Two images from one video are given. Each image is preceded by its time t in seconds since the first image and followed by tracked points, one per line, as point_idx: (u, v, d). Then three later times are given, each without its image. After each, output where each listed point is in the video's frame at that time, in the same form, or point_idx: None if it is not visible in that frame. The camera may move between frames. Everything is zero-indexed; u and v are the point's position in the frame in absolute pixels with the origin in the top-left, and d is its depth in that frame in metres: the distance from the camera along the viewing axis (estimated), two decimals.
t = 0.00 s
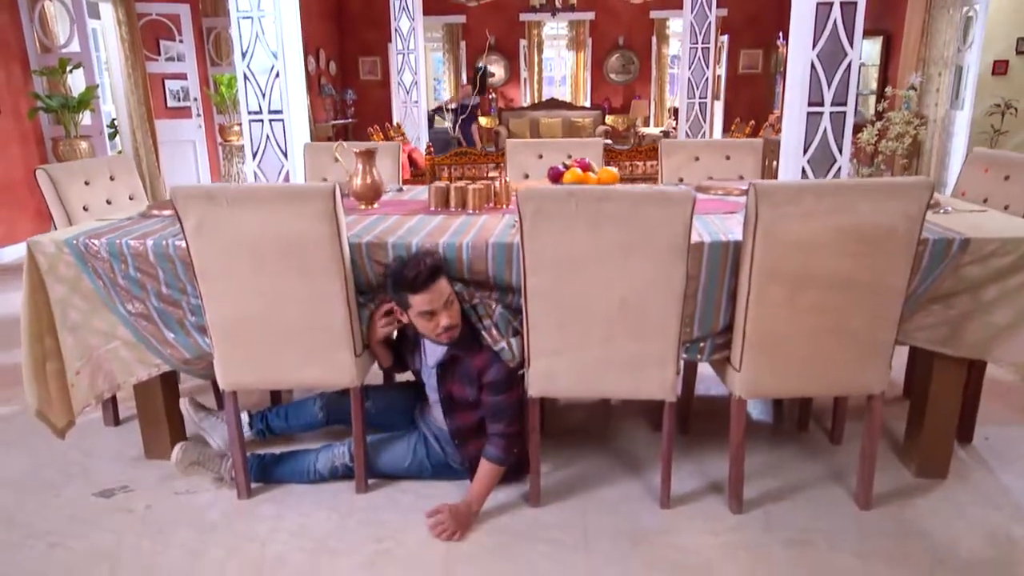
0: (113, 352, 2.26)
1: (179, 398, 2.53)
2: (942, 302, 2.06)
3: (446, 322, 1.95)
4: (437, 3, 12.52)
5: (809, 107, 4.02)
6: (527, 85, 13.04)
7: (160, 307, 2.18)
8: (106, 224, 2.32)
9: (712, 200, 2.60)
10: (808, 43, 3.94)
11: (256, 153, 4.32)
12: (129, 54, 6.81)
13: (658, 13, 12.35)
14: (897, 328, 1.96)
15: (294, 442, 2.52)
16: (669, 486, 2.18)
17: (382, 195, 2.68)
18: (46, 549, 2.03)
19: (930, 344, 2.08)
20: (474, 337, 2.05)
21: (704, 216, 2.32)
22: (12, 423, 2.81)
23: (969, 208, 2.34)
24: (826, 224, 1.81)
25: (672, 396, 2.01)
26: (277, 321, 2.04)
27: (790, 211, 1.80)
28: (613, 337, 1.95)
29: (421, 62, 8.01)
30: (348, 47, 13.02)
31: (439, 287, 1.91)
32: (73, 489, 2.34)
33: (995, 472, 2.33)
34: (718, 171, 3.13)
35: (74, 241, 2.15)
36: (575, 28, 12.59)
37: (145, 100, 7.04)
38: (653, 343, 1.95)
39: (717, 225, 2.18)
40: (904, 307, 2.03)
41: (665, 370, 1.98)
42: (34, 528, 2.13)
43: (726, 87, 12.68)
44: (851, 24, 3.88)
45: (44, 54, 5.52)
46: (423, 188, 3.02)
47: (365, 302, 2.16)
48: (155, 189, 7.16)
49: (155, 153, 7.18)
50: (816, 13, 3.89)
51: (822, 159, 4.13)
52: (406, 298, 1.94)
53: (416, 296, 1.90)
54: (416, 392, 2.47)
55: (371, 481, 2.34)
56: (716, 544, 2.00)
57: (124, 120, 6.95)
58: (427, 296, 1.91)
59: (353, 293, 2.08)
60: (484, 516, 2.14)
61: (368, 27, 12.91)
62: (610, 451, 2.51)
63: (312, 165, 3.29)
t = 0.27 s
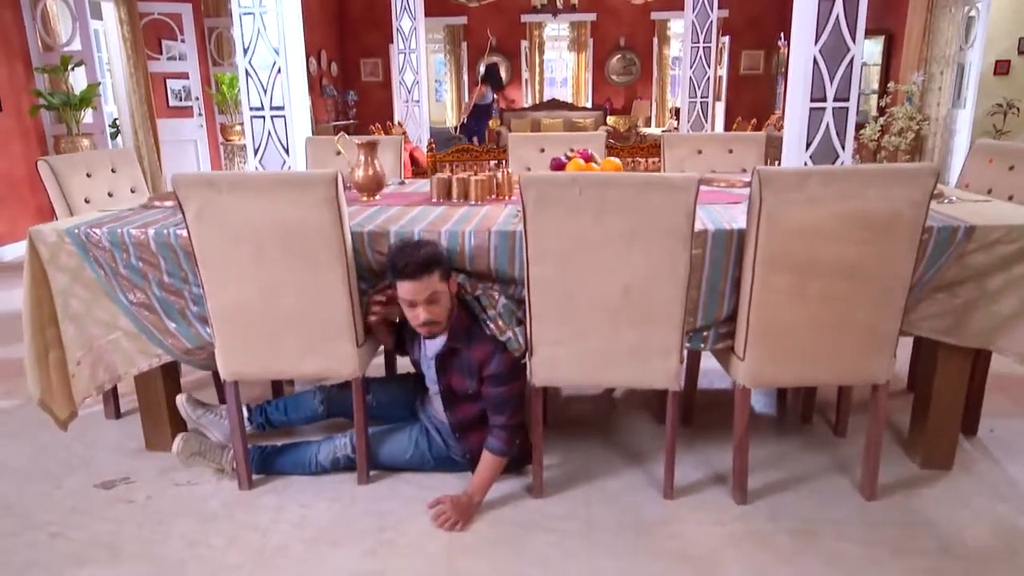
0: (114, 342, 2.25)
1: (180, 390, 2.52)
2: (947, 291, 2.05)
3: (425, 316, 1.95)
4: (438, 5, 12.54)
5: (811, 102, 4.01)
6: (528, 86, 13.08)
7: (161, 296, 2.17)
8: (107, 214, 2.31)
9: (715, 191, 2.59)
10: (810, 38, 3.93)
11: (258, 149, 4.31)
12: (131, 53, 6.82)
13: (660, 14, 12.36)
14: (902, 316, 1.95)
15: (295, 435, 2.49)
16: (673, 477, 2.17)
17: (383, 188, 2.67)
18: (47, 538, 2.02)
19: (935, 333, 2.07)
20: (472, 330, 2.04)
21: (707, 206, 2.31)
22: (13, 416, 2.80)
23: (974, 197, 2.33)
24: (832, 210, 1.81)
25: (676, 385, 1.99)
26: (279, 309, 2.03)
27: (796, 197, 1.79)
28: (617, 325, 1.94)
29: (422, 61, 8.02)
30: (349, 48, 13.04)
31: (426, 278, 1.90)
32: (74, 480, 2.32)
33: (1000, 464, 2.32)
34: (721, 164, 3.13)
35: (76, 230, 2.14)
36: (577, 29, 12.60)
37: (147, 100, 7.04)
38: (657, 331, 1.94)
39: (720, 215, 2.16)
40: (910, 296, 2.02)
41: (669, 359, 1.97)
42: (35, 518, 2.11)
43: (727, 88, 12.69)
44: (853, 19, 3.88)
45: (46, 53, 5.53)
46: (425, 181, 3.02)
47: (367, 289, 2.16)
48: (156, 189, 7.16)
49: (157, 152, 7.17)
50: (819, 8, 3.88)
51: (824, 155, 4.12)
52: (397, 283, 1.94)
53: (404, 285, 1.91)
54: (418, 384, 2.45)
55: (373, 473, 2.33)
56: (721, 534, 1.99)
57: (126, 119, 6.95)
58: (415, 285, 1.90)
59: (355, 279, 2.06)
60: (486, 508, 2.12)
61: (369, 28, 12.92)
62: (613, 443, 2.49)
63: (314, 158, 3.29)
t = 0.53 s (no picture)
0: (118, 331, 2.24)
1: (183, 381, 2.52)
2: (953, 278, 2.04)
3: (414, 298, 1.93)
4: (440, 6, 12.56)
5: (814, 98, 4.00)
6: (531, 87, 13.07)
7: (165, 284, 2.17)
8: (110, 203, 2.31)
9: (719, 181, 2.58)
10: (813, 33, 3.92)
11: (260, 145, 4.32)
12: (134, 51, 6.83)
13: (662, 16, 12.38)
14: (908, 302, 1.94)
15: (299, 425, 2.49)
16: (678, 466, 2.16)
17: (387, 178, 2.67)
18: (49, 526, 2.01)
19: (941, 321, 2.07)
20: (471, 320, 2.04)
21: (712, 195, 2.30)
22: (14, 407, 2.80)
23: (978, 186, 2.33)
24: (837, 194, 1.80)
25: (681, 372, 1.99)
26: (283, 296, 2.03)
27: (801, 181, 1.78)
28: (621, 311, 1.93)
29: (425, 61, 8.03)
30: (351, 49, 13.06)
31: (420, 264, 1.89)
32: (76, 470, 2.32)
33: (1006, 454, 2.31)
34: (725, 156, 3.13)
35: (78, 217, 2.14)
36: (579, 30, 12.61)
37: (150, 98, 7.06)
38: (661, 317, 1.93)
39: (726, 202, 2.15)
40: (915, 283, 2.01)
41: (673, 346, 1.96)
42: (37, 507, 2.11)
43: (729, 89, 12.69)
44: (857, 13, 3.86)
45: (49, 51, 5.55)
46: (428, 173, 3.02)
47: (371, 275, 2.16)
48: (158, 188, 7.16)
49: (159, 150, 7.18)
50: (822, 3, 3.88)
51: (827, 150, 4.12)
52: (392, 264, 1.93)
53: (399, 267, 1.90)
54: (422, 373, 2.44)
55: (376, 463, 2.32)
56: (726, 522, 1.98)
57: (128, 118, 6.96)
58: (410, 268, 1.90)
59: (358, 267, 2.05)
60: (490, 496, 2.12)
61: (371, 29, 12.93)
62: (617, 434, 2.48)
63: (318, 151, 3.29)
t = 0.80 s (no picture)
0: (123, 320, 2.25)
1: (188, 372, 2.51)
2: (961, 267, 2.03)
3: (410, 282, 1.95)
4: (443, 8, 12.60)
5: (818, 94, 3.94)
6: (533, 89, 13.07)
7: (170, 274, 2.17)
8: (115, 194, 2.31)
9: (725, 173, 2.57)
10: (817, 30, 3.85)
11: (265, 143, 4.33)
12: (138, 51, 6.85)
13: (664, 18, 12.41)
14: (916, 290, 1.93)
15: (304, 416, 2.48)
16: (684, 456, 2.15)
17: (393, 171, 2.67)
18: (54, 515, 2.01)
19: (949, 310, 2.06)
20: (467, 306, 2.03)
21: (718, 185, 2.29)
22: (19, 400, 2.80)
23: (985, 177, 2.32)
24: (844, 179, 1.79)
25: (687, 360, 1.98)
26: (288, 284, 2.03)
27: (807, 166, 1.78)
28: (628, 299, 1.93)
29: (428, 61, 8.03)
30: (354, 52, 13.09)
31: (417, 250, 1.90)
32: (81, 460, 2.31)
33: (1015, 445, 2.29)
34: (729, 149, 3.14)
35: (84, 206, 2.14)
36: (581, 33, 12.63)
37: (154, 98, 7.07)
38: (669, 304, 1.92)
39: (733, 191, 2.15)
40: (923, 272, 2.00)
41: (681, 334, 1.95)
42: (42, 496, 2.10)
43: (732, 91, 12.69)
44: (861, 9, 3.80)
45: (54, 50, 5.57)
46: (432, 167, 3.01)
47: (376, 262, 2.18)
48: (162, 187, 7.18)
49: (163, 150, 7.19)
50: None
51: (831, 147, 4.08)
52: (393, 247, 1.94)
53: (397, 252, 1.92)
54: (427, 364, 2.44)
55: (381, 454, 2.31)
56: (734, 511, 1.97)
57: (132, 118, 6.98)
58: (410, 252, 1.91)
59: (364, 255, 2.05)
60: (494, 484, 2.11)
61: (374, 31, 12.96)
62: (622, 426, 2.47)
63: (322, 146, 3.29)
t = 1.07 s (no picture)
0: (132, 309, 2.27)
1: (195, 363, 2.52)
2: (971, 257, 2.02)
3: (401, 270, 1.94)
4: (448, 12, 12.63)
5: (825, 92, 3.94)
6: (538, 93, 13.07)
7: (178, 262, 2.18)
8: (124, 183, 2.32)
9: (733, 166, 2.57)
10: (822, 27, 3.84)
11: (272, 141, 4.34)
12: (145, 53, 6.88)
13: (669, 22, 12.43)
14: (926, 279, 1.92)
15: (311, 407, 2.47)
16: (693, 447, 2.14)
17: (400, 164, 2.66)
18: (61, 504, 2.00)
19: (959, 300, 2.05)
20: (449, 296, 2.02)
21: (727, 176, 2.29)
22: (25, 393, 2.80)
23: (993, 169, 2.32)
24: (854, 167, 1.79)
25: (696, 350, 1.97)
26: (295, 273, 2.03)
27: (818, 153, 1.77)
28: (636, 287, 1.92)
29: (433, 64, 8.04)
30: (360, 56, 13.13)
31: (412, 236, 1.90)
32: (88, 451, 2.31)
33: None
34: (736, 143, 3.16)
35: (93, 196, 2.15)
36: (586, 36, 12.64)
37: (161, 100, 7.10)
38: (677, 293, 1.92)
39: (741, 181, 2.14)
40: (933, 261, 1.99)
41: (689, 322, 1.94)
42: (49, 485, 2.10)
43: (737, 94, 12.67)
44: (867, 7, 3.79)
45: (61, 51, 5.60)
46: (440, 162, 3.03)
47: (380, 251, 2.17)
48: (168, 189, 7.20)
49: (169, 152, 7.21)
50: None
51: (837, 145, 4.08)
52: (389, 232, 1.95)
53: (393, 239, 1.92)
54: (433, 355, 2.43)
55: (387, 446, 2.30)
56: (743, 501, 1.95)
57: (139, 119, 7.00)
58: (404, 238, 1.91)
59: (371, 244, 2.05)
60: (501, 474, 2.11)
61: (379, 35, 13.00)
62: (629, 418, 2.47)
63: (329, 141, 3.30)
